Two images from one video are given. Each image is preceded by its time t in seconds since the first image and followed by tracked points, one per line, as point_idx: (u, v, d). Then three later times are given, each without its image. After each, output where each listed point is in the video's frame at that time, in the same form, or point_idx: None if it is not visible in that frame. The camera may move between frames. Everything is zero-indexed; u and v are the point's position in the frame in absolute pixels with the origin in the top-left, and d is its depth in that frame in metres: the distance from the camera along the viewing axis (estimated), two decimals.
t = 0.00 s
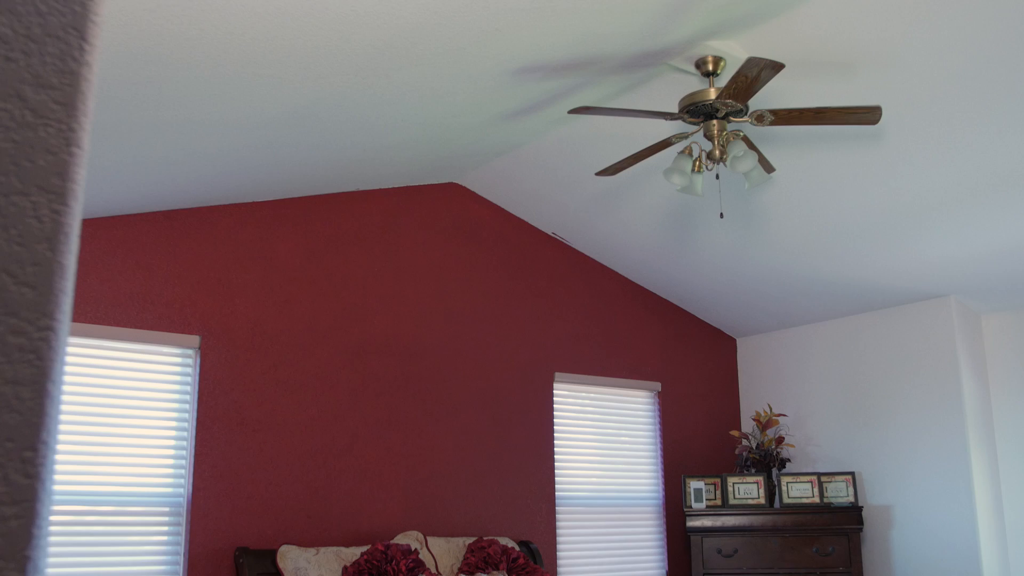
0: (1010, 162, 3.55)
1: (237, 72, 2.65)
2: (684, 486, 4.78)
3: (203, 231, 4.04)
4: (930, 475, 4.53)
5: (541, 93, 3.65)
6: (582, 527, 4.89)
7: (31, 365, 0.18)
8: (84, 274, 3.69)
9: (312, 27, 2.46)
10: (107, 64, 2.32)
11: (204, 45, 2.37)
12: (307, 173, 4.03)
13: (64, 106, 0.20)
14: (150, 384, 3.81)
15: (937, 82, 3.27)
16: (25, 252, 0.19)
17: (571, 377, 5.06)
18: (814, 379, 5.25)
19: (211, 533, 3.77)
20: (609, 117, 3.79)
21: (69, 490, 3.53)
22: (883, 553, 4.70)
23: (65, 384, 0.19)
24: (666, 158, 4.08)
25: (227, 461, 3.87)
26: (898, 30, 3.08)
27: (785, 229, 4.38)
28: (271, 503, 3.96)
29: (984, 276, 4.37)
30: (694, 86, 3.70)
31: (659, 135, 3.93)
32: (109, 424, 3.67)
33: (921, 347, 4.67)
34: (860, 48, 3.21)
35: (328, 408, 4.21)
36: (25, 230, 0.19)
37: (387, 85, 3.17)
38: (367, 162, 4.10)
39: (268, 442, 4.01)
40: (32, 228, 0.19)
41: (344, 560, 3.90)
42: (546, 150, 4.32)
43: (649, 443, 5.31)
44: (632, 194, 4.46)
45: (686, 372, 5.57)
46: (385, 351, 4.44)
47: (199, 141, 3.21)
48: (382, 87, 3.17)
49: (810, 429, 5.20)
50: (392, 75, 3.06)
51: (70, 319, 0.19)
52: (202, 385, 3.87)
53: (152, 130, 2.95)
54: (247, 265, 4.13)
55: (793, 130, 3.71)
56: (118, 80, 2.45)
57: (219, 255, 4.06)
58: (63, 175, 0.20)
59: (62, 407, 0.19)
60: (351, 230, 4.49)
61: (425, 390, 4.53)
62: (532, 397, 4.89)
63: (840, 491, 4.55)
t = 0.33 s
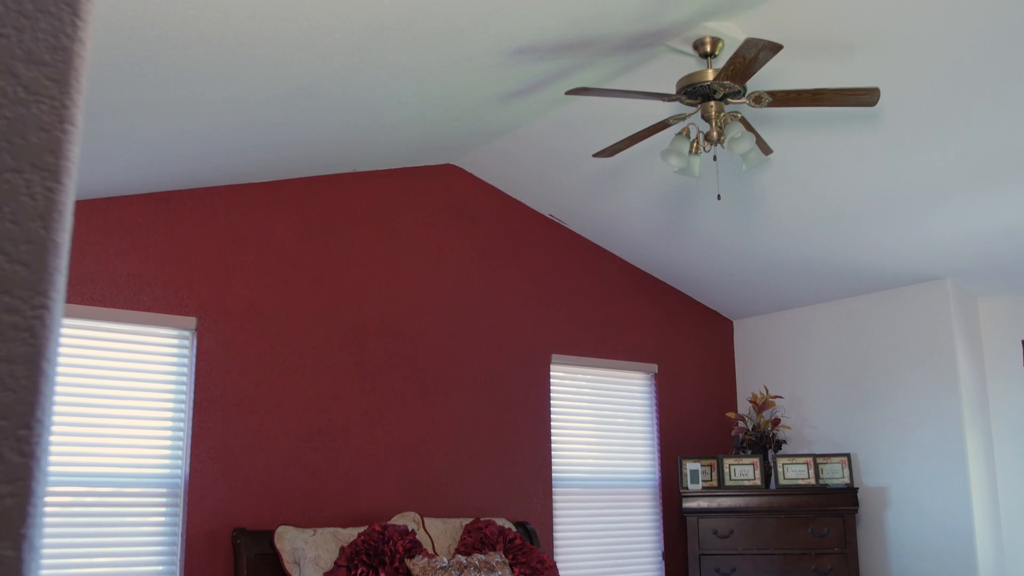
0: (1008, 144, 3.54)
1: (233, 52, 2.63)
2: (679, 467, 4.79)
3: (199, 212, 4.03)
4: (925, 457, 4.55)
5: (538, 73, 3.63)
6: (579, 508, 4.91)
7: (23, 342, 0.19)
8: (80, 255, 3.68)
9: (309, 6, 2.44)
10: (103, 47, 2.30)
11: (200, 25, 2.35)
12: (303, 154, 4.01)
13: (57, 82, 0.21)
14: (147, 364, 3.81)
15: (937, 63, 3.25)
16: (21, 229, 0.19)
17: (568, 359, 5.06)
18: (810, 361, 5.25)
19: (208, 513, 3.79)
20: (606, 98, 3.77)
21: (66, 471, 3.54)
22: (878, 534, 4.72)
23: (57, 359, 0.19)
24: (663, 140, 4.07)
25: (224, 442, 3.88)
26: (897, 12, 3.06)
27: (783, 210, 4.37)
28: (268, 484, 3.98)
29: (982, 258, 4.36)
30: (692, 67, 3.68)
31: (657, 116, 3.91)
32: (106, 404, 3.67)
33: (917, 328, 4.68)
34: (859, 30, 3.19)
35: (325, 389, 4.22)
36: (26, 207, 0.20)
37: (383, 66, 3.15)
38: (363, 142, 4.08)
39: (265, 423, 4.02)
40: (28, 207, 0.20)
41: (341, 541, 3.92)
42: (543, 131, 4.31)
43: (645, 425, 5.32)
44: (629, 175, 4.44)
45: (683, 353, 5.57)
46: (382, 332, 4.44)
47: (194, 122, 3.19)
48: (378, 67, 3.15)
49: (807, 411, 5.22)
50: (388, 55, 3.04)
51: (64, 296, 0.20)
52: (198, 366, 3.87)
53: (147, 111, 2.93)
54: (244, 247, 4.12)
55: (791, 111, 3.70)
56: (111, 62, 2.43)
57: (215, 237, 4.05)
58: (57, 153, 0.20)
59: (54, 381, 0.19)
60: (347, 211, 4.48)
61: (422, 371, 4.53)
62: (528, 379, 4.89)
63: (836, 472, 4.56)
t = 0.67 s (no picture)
0: (1007, 123, 3.53)
1: (227, 30, 2.61)
2: (676, 446, 4.79)
3: (195, 191, 4.02)
4: (920, 436, 4.57)
5: (535, 52, 3.61)
6: (575, 487, 4.92)
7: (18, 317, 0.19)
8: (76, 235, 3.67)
9: None
10: (96, 26, 2.28)
11: (194, 3, 2.33)
12: (299, 133, 3.99)
13: (50, 47, 0.21)
14: (143, 344, 3.82)
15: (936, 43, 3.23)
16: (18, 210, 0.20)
17: (566, 338, 5.06)
18: (807, 341, 5.25)
19: (206, 492, 3.81)
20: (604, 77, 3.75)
21: (64, 450, 3.57)
22: (872, 513, 4.74)
23: (52, 334, 0.19)
24: (660, 119, 4.06)
25: (222, 421, 3.90)
26: None
27: (780, 190, 4.36)
28: (266, 462, 3.99)
29: (978, 238, 4.36)
30: (690, 45, 3.66)
31: (655, 94, 3.89)
32: (103, 384, 3.69)
33: (913, 308, 4.68)
34: (858, 9, 3.17)
35: (322, 368, 4.22)
36: (19, 179, 0.20)
37: (379, 44, 3.13)
38: (359, 121, 4.06)
39: (262, 401, 4.03)
40: (18, 179, 0.20)
41: (338, 520, 3.94)
42: (540, 110, 4.29)
43: (641, 404, 5.33)
44: (627, 155, 4.43)
45: (680, 333, 5.58)
46: (379, 311, 4.44)
47: (189, 100, 3.17)
48: (374, 45, 3.13)
49: (803, 391, 5.23)
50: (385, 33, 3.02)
51: (58, 270, 0.20)
52: (195, 345, 3.88)
53: (142, 90, 2.91)
54: (240, 226, 4.12)
55: (789, 90, 3.68)
56: (105, 42, 2.42)
57: (211, 216, 4.04)
58: (51, 127, 0.20)
59: (50, 357, 0.19)
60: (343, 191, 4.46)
61: (419, 350, 4.53)
62: (526, 358, 4.89)
63: (831, 451, 4.58)
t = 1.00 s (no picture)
0: (1004, 99, 3.52)
1: (222, 4, 2.59)
2: (671, 424, 4.80)
3: (189, 168, 4.00)
4: (914, 413, 4.58)
5: (532, 27, 3.59)
6: (570, 464, 4.94)
7: (11, 289, 0.20)
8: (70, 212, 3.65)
9: None
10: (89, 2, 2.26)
11: None
12: (294, 108, 3.97)
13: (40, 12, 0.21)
14: (138, 319, 3.82)
15: (934, 19, 3.22)
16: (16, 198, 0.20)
17: (561, 315, 5.06)
18: (802, 319, 5.26)
19: (202, 467, 3.83)
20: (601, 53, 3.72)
21: (61, 427, 3.58)
22: (866, 488, 4.77)
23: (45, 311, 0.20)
24: (657, 95, 4.04)
25: (217, 397, 3.90)
26: None
27: (777, 166, 4.35)
28: (262, 438, 4.01)
29: (974, 216, 4.36)
30: (688, 21, 3.64)
31: (652, 70, 3.87)
32: (98, 361, 3.70)
33: (908, 285, 4.69)
34: None
35: (318, 344, 4.22)
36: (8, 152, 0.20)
37: (375, 18, 3.11)
38: (354, 96, 4.04)
39: (258, 377, 4.03)
40: (10, 151, 0.21)
41: (334, 495, 3.96)
42: (536, 86, 4.27)
43: (637, 381, 5.34)
44: (623, 131, 4.42)
45: (675, 310, 5.58)
46: (375, 287, 4.44)
47: (184, 76, 3.15)
48: (370, 19, 3.11)
49: (798, 368, 5.24)
50: (380, 6, 3.00)
51: (51, 244, 0.21)
52: (190, 322, 3.88)
53: (136, 65, 2.89)
54: (235, 203, 4.10)
55: (786, 67, 3.67)
56: (99, 18, 2.40)
57: (206, 193, 4.03)
58: (42, 98, 0.21)
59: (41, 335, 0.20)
60: (338, 167, 4.45)
61: (414, 326, 4.53)
62: (521, 335, 4.90)
63: (825, 428, 4.59)
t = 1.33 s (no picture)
0: (1002, 74, 3.51)
1: None
2: (667, 398, 4.85)
3: (184, 141, 3.98)
4: (910, 387, 4.60)
5: None
6: (566, 438, 4.96)
7: (4, 260, 0.22)
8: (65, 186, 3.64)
9: None
10: None
11: None
12: (288, 81, 3.95)
13: None
14: (133, 294, 3.81)
15: None
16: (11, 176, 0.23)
17: (558, 290, 5.06)
18: (798, 294, 5.27)
19: (199, 441, 3.84)
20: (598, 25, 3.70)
21: (58, 401, 3.59)
22: (860, 462, 4.79)
23: (34, 277, 0.23)
24: (654, 68, 4.02)
25: (213, 370, 3.90)
26: None
27: (774, 140, 4.34)
28: (258, 412, 4.01)
29: (971, 191, 4.36)
30: None
31: (649, 43, 3.85)
32: (94, 335, 3.70)
33: (904, 260, 4.69)
34: None
35: (314, 318, 4.22)
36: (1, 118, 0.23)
37: None
38: (349, 69, 4.01)
39: (254, 352, 4.03)
40: (1, 120, 0.23)
41: (331, 468, 3.98)
42: (533, 58, 4.25)
43: (633, 356, 5.35)
44: (620, 104, 4.40)
45: (671, 285, 5.58)
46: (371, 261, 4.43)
47: (178, 49, 3.13)
48: None
49: (793, 343, 5.26)
50: None
51: (40, 211, 0.23)
52: (185, 296, 3.88)
53: (129, 38, 2.87)
54: (231, 177, 4.09)
55: (784, 39, 3.65)
56: None
57: (202, 167, 4.01)
58: (30, 66, 0.24)
59: (31, 301, 0.23)
60: (334, 141, 4.43)
61: (411, 300, 4.53)
62: (518, 310, 4.90)
63: (821, 402, 4.61)
